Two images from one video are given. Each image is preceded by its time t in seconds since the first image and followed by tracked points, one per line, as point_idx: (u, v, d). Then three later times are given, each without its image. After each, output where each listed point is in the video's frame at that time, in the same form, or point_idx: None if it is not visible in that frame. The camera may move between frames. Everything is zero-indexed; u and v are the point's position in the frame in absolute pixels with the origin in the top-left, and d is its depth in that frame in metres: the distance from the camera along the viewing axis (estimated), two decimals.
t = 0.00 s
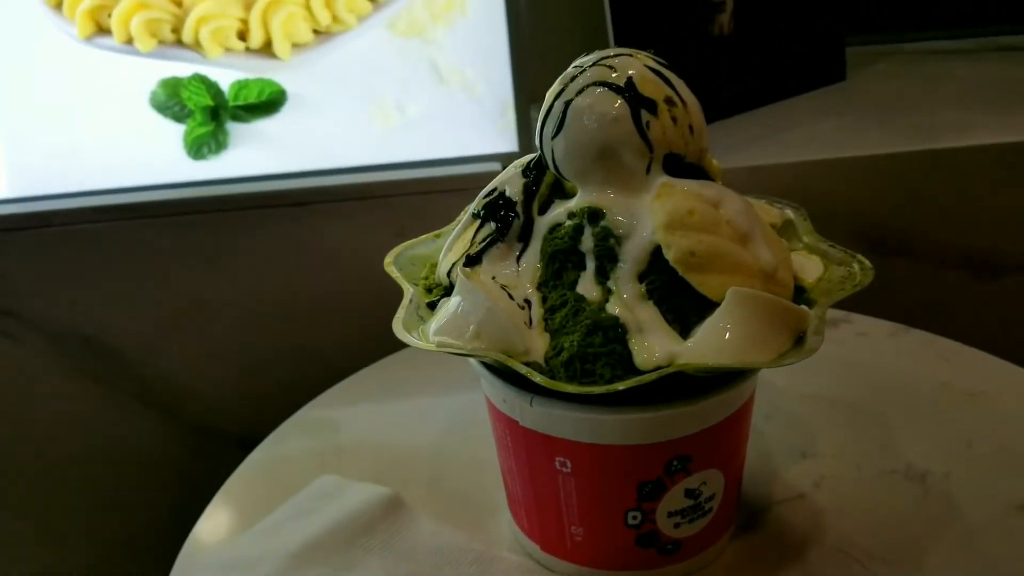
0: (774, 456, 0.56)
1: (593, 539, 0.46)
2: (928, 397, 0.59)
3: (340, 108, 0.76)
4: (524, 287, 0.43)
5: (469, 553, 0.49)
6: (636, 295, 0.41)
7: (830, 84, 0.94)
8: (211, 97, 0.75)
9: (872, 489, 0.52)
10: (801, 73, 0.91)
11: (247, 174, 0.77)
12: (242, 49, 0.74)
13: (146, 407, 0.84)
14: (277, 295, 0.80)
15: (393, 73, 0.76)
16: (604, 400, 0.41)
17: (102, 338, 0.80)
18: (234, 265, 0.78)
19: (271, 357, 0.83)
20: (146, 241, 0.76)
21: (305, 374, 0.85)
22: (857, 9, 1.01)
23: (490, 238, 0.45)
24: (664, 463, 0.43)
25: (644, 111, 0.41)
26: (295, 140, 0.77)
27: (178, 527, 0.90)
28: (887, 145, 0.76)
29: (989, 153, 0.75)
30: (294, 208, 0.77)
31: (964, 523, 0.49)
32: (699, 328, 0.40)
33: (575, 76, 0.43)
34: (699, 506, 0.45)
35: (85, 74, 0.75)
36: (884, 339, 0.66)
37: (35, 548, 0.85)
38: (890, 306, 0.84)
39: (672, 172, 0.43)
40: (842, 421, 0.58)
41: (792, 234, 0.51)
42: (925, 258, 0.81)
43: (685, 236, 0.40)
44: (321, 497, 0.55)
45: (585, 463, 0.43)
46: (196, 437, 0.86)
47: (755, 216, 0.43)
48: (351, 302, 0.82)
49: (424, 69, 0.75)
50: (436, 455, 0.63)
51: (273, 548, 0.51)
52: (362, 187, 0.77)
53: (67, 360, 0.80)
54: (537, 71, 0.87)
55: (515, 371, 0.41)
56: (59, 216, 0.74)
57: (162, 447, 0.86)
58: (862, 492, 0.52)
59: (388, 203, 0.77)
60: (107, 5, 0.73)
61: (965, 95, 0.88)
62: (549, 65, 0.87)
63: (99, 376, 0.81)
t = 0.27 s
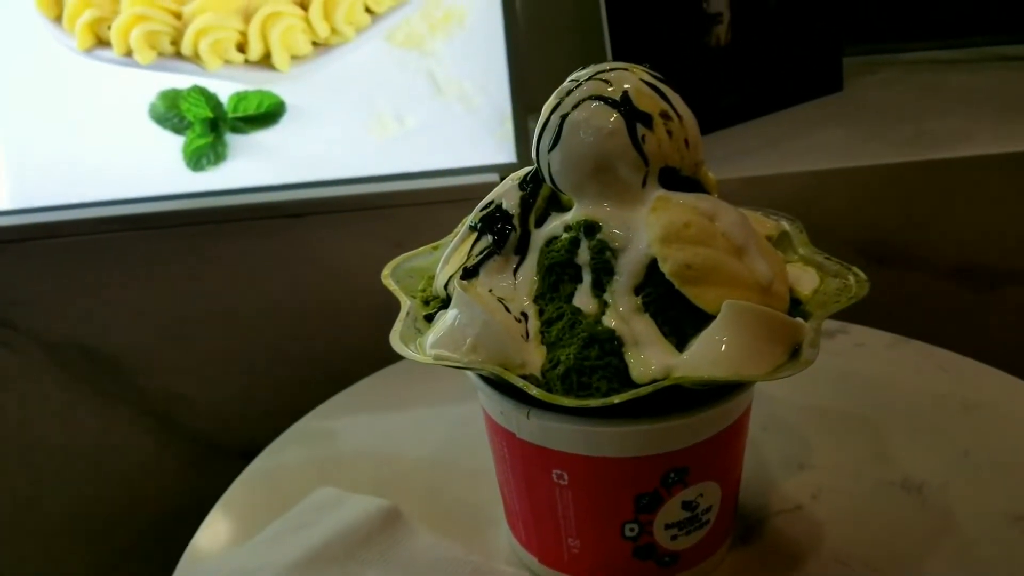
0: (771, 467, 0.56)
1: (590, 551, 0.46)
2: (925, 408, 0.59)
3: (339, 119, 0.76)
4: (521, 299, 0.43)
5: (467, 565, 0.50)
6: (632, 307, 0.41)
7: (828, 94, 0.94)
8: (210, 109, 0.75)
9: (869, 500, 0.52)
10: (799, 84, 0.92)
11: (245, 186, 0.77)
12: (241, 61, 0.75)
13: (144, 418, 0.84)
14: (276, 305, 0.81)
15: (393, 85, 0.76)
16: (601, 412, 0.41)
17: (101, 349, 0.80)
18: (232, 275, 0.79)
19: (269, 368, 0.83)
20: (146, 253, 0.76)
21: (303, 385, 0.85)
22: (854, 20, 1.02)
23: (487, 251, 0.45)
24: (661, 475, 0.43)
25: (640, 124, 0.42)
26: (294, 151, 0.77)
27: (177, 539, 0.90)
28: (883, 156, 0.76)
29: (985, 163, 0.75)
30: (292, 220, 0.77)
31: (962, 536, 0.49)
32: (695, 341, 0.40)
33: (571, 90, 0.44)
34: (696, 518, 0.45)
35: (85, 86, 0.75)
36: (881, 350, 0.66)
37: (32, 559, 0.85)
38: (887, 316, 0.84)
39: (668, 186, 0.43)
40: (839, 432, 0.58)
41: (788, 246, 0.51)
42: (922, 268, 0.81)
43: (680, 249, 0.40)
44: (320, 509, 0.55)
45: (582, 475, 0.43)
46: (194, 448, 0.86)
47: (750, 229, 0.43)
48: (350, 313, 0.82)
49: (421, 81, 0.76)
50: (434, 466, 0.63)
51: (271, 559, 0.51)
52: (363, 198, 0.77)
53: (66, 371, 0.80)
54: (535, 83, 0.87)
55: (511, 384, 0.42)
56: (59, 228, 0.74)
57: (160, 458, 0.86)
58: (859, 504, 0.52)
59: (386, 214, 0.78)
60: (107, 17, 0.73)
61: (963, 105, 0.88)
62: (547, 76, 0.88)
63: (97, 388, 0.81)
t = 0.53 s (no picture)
0: (771, 477, 0.56)
1: (590, 562, 0.46)
2: (925, 418, 0.60)
3: (340, 130, 0.77)
4: (521, 311, 0.44)
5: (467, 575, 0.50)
6: (632, 319, 0.41)
7: (826, 103, 0.95)
8: (212, 120, 0.76)
9: (868, 510, 0.52)
10: (797, 93, 0.92)
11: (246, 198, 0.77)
12: (242, 72, 0.75)
13: (145, 428, 0.84)
14: (276, 315, 0.81)
15: (393, 96, 0.76)
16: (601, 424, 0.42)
17: (102, 359, 0.80)
18: (233, 285, 0.79)
19: (270, 377, 0.84)
20: (147, 263, 0.77)
21: (304, 394, 0.85)
22: (852, 29, 1.02)
23: (486, 262, 0.45)
24: (661, 486, 0.43)
25: (639, 137, 0.42)
26: (295, 162, 0.77)
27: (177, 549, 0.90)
28: (881, 165, 0.77)
29: (983, 173, 0.76)
30: (293, 230, 0.77)
31: (961, 545, 0.49)
32: (694, 353, 0.40)
33: (570, 103, 0.44)
34: (696, 528, 0.45)
35: (87, 98, 0.75)
36: (880, 359, 0.66)
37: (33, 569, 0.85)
38: (886, 324, 0.84)
39: (667, 198, 0.44)
40: (839, 442, 0.58)
41: (786, 256, 0.51)
42: (921, 277, 0.81)
43: (679, 261, 0.40)
44: (321, 519, 0.55)
45: (582, 486, 0.43)
46: (195, 457, 0.86)
47: (749, 240, 0.43)
48: (350, 322, 0.82)
49: (421, 91, 0.77)
50: (434, 476, 0.64)
51: (271, 569, 0.51)
52: (363, 208, 0.77)
53: (66, 381, 0.80)
54: (535, 93, 0.88)
55: (511, 396, 0.42)
56: (60, 239, 0.74)
57: (161, 468, 0.86)
58: (859, 514, 0.52)
59: (386, 224, 0.78)
60: (109, 29, 0.74)
61: (961, 115, 0.88)
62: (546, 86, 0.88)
63: (98, 398, 0.81)
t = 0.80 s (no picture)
0: (772, 487, 0.56)
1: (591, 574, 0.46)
2: (926, 427, 0.59)
3: (340, 141, 0.77)
4: (521, 322, 0.44)
5: None
6: (632, 330, 0.41)
7: (826, 113, 0.95)
8: (213, 131, 0.76)
9: (870, 521, 0.52)
10: (797, 103, 0.92)
11: (246, 208, 0.77)
12: (242, 83, 0.75)
13: (145, 439, 0.84)
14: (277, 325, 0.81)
15: (393, 107, 0.77)
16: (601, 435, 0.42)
17: (102, 369, 0.80)
18: (234, 296, 0.79)
19: (270, 388, 0.84)
20: (147, 274, 0.77)
21: (304, 405, 0.85)
22: (851, 38, 1.02)
23: (487, 274, 0.45)
24: (661, 497, 0.43)
25: (638, 148, 0.42)
26: (295, 173, 0.78)
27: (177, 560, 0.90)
28: (880, 174, 0.77)
29: (982, 182, 0.76)
30: (293, 240, 0.77)
31: (962, 556, 0.49)
32: (695, 364, 0.40)
33: (570, 114, 0.44)
34: (697, 539, 0.45)
35: (88, 109, 0.76)
36: (881, 368, 0.66)
37: None
38: (887, 333, 0.84)
39: (666, 209, 0.44)
40: (840, 452, 0.58)
41: (786, 267, 0.51)
42: (921, 286, 0.81)
43: (679, 272, 0.40)
44: (320, 532, 0.55)
45: (582, 498, 0.43)
46: (195, 468, 0.86)
47: (748, 251, 0.43)
48: (350, 332, 0.82)
49: (421, 102, 0.77)
50: (434, 487, 0.63)
51: None
52: (362, 219, 0.77)
53: (66, 392, 0.80)
54: (534, 103, 0.88)
55: (512, 407, 0.42)
56: (61, 250, 0.74)
57: (161, 479, 0.86)
58: (860, 525, 0.52)
59: (386, 234, 0.78)
60: (109, 40, 0.74)
61: (960, 124, 0.89)
62: (546, 97, 0.88)
63: (98, 408, 0.81)
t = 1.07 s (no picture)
0: (772, 491, 0.56)
1: None
2: (926, 430, 0.59)
3: (339, 145, 0.77)
4: (520, 327, 0.43)
5: None
6: (631, 336, 0.41)
7: (825, 114, 0.95)
8: (211, 135, 0.75)
9: (871, 525, 0.52)
10: (796, 104, 0.92)
11: (248, 211, 0.78)
12: (241, 87, 0.75)
13: (145, 443, 0.83)
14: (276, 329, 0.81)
15: (392, 110, 0.76)
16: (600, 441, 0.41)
17: (101, 374, 0.80)
18: (232, 299, 0.79)
19: (270, 391, 0.83)
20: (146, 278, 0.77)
21: (304, 408, 0.85)
22: (850, 39, 1.02)
23: (485, 279, 0.45)
24: (661, 503, 0.43)
25: (637, 153, 0.42)
26: (294, 176, 0.77)
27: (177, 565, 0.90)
28: (880, 175, 0.77)
29: (982, 183, 0.76)
30: (293, 244, 0.77)
31: (964, 559, 0.49)
32: (694, 369, 0.40)
33: (568, 119, 0.44)
34: (697, 545, 0.45)
35: (86, 114, 0.75)
36: (882, 371, 0.66)
37: None
38: (887, 335, 0.84)
39: (665, 214, 0.43)
40: (840, 455, 0.58)
41: (786, 271, 0.51)
42: (921, 287, 0.81)
43: (678, 277, 0.40)
44: (319, 537, 0.55)
45: (581, 504, 0.43)
46: (194, 472, 0.86)
47: (748, 255, 0.43)
48: (349, 336, 0.82)
49: (420, 105, 0.76)
50: (434, 491, 0.63)
51: None
52: (360, 222, 0.77)
53: (66, 396, 0.80)
54: (533, 106, 0.88)
55: (510, 414, 0.42)
56: (59, 254, 0.74)
57: (161, 483, 0.85)
58: (861, 528, 0.52)
59: (386, 237, 0.78)
60: (107, 44, 0.73)
61: (960, 125, 0.88)
62: (545, 99, 0.88)
63: (97, 413, 0.81)
